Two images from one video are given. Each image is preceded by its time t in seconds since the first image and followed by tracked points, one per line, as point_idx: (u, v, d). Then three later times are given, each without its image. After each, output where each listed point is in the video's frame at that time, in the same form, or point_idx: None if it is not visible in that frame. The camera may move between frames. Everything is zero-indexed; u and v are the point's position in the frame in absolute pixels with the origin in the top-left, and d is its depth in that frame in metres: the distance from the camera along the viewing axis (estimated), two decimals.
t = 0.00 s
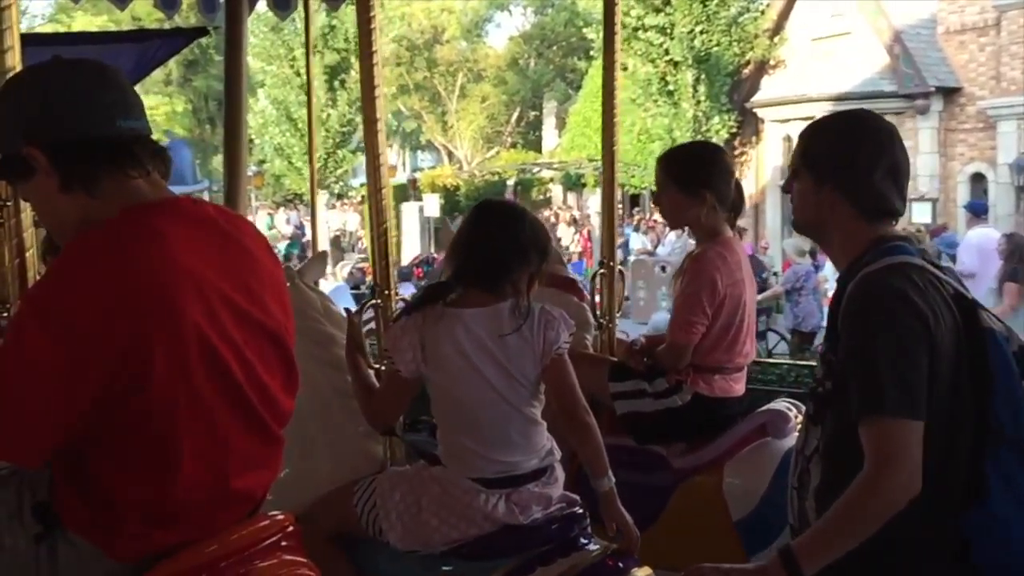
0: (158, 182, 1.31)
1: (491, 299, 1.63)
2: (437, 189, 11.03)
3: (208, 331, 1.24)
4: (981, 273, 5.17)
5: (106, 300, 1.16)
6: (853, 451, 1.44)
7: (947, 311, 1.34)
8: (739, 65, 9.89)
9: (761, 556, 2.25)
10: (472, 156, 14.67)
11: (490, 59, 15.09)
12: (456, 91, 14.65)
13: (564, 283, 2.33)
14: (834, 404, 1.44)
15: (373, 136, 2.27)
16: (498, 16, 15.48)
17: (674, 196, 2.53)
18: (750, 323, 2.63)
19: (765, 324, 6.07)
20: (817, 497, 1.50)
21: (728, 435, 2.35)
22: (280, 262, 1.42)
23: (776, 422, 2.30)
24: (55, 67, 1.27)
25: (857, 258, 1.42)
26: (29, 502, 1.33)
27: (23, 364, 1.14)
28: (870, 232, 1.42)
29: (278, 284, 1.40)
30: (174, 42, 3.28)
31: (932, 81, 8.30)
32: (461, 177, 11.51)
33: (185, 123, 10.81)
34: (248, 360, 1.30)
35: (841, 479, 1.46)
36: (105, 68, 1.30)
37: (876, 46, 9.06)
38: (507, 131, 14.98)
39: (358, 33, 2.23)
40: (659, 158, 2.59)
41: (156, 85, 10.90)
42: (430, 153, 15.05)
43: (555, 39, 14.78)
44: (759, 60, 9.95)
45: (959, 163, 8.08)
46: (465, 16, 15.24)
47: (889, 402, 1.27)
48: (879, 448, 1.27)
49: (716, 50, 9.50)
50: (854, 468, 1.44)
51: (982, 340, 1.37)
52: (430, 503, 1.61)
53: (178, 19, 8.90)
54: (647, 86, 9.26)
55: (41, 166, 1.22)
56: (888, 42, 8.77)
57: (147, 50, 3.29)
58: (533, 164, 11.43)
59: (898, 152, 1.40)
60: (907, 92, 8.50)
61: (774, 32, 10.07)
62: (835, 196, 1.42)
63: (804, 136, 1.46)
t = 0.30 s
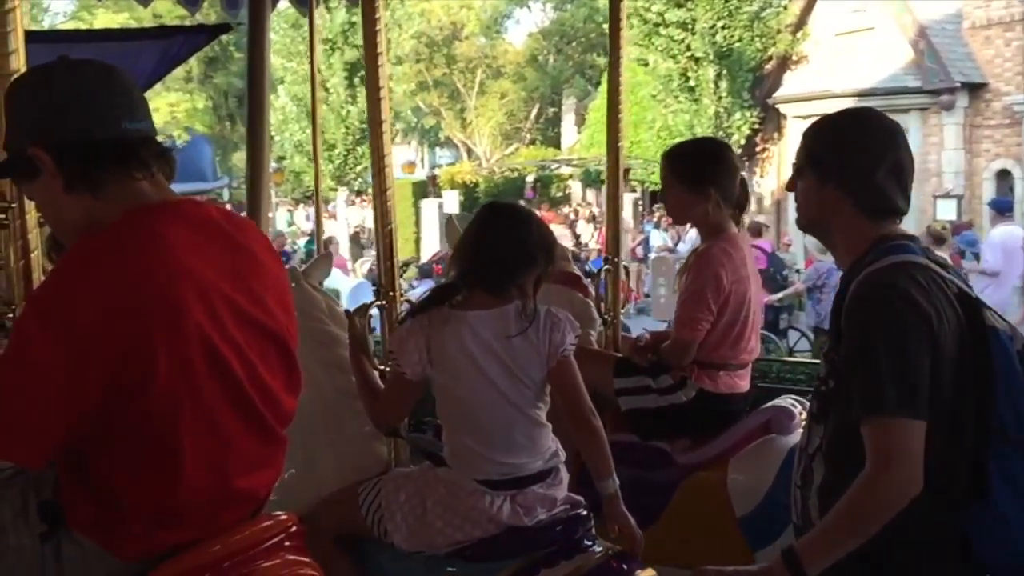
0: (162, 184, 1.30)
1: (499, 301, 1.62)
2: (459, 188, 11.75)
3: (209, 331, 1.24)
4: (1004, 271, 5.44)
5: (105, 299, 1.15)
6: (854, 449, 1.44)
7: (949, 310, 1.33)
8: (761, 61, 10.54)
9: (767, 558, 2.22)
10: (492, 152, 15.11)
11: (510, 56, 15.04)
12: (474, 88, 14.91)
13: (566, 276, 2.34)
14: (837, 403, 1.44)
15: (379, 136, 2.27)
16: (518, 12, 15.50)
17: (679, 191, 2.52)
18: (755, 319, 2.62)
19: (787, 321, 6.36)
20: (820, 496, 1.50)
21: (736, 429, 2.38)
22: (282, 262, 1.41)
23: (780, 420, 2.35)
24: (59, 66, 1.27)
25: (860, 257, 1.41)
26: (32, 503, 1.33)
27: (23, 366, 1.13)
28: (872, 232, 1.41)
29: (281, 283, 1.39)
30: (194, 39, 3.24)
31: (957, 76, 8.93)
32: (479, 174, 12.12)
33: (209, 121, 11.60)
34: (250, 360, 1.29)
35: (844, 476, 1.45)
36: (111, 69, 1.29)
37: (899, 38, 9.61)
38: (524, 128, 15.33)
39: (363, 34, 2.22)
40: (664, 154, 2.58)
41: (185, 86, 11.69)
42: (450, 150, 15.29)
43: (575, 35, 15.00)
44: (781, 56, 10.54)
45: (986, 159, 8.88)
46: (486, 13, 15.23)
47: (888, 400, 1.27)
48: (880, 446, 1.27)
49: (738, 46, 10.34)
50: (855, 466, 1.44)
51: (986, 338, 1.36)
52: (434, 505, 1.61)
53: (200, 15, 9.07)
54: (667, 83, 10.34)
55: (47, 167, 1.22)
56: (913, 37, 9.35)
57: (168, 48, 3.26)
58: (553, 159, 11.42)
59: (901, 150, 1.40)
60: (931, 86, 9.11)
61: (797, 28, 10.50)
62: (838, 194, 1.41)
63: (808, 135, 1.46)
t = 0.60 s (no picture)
0: (168, 189, 1.28)
1: (506, 305, 1.62)
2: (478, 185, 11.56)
3: (213, 334, 1.21)
4: None
5: (106, 301, 1.13)
6: (856, 451, 1.44)
7: (954, 310, 1.32)
8: (785, 58, 10.73)
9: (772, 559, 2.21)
10: (511, 150, 15.04)
11: (530, 54, 15.05)
12: (495, 86, 14.90)
13: (573, 275, 2.32)
14: (839, 402, 1.43)
15: (384, 128, 2.07)
16: (538, 9, 15.46)
17: (685, 189, 2.52)
18: (761, 317, 2.61)
19: (810, 321, 6.36)
20: (824, 496, 1.49)
21: (743, 425, 2.37)
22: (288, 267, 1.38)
23: (786, 417, 2.32)
24: (68, 71, 1.26)
25: (865, 256, 1.40)
26: (42, 503, 1.32)
27: (25, 368, 1.12)
28: (878, 232, 1.40)
29: (285, 285, 1.36)
30: (220, 38, 3.20)
31: (985, 74, 8.83)
32: (500, 171, 12.02)
33: (230, 118, 11.73)
34: (255, 362, 1.27)
35: (848, 476, 1.45)
36: (120, 74, 1.28)
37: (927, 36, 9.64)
38: (545, 126, 15.33)
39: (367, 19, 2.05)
40: (670, 152, 2.58)
41: (207, 83, 11.76)
42: (469, 147, 15.41)
43: (595, 32, 14.86)
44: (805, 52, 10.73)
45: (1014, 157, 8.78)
46: (506, 11, 15.09)
47: (892, 402, 1.26)
48: (882, 447, 1.26)
49: (761, 43, 10.57)
50: (859, 468, 1.43)
51: (990, 338, 1.35)
52: (440, 507, 1.61)
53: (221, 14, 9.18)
54: (690, 81, 10.66)
55: (56, 171, 1.21)
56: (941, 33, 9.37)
57: (193, 47, 3.21)
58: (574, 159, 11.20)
59: (908, 150, 1.39)
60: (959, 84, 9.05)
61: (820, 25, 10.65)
62: (843, 194, 1.41)
63: (814, 135, 1.45)
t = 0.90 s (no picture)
0: (177, 192, 1.26)
1: (515, 308, 1.62)
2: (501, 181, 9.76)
3: (221, 338, 1.19)
4: None
5: (113, 304, 1.12)
6: (859, 447, 1.43)
7: (961, 309, 1.31)
8: (810, 54, 8.02)
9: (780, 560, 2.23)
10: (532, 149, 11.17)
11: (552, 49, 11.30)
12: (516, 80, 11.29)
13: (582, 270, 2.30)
14: (846, 401, 1.42)
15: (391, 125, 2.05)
16: None
17: (693, 185, 2.51)
18: (768, 314, 2.60)
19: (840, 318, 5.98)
20: (830, 495, 1.49)
21: (750, 421, 2.34)
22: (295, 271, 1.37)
23: (794, 412, 2.30)
24: (76, 73, 1.23)
25: (872, 255, 1.39)
26: (50, 504, 1.31)
27: (31, 373, 1.11)
28: (885, 230, 1.39)
29: (293, 290, 1.34)
30: (245, 34, 3.25)
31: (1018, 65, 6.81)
32: (523, 167, 9.84)
33: (253, 115, 9.68)
34: (261, 366, 1.25)
35: (854, 476, 1.44)
36: (130, 77, 1.25)
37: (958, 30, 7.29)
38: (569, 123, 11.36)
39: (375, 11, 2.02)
40: (677, 148, 2.59)
41: (230, 82, 9.76)
42: (490, 143, 11.34)
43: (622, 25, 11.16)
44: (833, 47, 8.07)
45: None
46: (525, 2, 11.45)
47: (897, 403, 1.25)
48: (886, 448, 1.25)
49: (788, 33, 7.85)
50: (862, 465, 1.43)
51: (996, 337, 1.33)
52: (448, 508, 1.62)
53: (241, 12, 8.77)
54: (712, 74, 8.09)
55: (66, 175, 1.18)
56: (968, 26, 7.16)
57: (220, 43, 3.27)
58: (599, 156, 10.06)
59: (915, 150, 1.38)
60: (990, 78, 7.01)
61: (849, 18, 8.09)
62: (849, 192, 1.40)
63: (821, 133, 1.44)
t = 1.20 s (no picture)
0: (189, 197, 1.23)
1: (525, 311, 1.62)
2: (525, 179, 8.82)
3: (229, 341, 1.17)
4: None
5: (122, 303, 1.10)
6: (867, 446, 1.42)
7: (970, 310, 1.29)
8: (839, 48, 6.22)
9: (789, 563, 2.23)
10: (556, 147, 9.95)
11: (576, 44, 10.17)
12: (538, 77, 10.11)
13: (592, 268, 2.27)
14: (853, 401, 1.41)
15: (401, 123, 2.03)
16: None
17: (702, 182, 2.50)
18: (777, 311, 2.60)
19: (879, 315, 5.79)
20: (838, 495, 1.48)
21: (756, 420, 2.32)
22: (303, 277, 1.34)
23: (802, 409, 2.28)
24: (87, 78, 1.20)
25: (881, 255, 1.38)
26: (61, 505, 1.27)
27: (40, 374, 1.09)
28: (894, 229, 1.38)
29: (301, 294, 1.31)
30: (270, 31, 3.18)
31: None
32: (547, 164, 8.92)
33: (274, 114, 8.19)
34: (271, 371, 1.22)
35: (862, 474, 1.43)
36: (141, 80, 1.22)
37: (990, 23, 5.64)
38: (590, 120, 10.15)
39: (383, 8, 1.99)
40: (686, 145, 2.57)
41: (253, 80, 8.30)
42: (512, 140, 9.90)
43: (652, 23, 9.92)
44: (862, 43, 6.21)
45: None
46: None
47: (904, 401, 1.23)
48: (894, 449, 1.24)
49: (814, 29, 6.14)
50: (871, 464, 1.42)
51: (1005, 338, 1.31)
52: (457, 510, 1.62)
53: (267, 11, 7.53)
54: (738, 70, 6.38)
55: (78, 178, 1.16)
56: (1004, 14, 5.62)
57: (246, 40, 3.20)
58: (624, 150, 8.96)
59: (924, 149, 1.37)
60: None
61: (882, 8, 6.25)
62: (858, 191, 1.39)
63: (830, 132, 1.43)
